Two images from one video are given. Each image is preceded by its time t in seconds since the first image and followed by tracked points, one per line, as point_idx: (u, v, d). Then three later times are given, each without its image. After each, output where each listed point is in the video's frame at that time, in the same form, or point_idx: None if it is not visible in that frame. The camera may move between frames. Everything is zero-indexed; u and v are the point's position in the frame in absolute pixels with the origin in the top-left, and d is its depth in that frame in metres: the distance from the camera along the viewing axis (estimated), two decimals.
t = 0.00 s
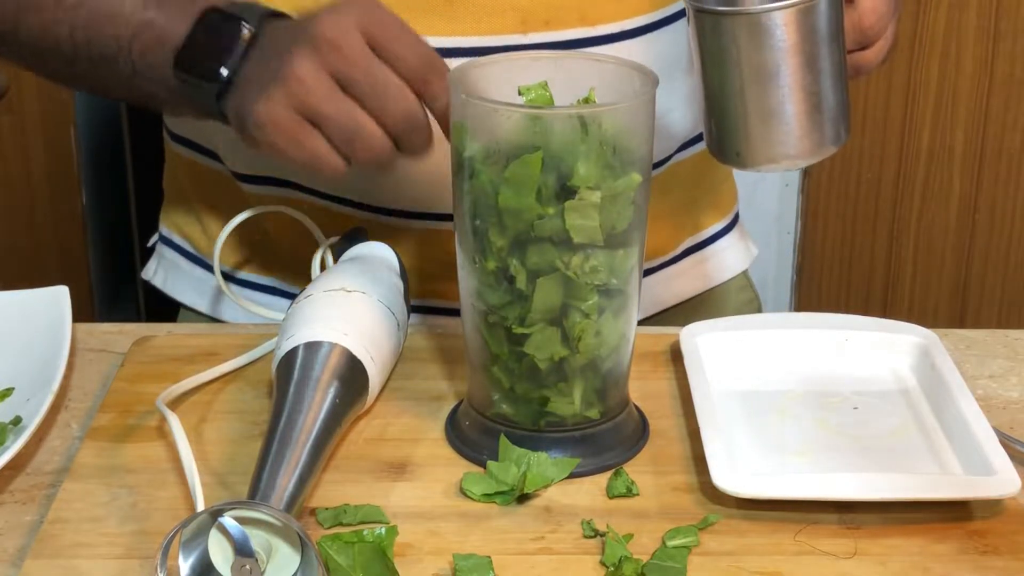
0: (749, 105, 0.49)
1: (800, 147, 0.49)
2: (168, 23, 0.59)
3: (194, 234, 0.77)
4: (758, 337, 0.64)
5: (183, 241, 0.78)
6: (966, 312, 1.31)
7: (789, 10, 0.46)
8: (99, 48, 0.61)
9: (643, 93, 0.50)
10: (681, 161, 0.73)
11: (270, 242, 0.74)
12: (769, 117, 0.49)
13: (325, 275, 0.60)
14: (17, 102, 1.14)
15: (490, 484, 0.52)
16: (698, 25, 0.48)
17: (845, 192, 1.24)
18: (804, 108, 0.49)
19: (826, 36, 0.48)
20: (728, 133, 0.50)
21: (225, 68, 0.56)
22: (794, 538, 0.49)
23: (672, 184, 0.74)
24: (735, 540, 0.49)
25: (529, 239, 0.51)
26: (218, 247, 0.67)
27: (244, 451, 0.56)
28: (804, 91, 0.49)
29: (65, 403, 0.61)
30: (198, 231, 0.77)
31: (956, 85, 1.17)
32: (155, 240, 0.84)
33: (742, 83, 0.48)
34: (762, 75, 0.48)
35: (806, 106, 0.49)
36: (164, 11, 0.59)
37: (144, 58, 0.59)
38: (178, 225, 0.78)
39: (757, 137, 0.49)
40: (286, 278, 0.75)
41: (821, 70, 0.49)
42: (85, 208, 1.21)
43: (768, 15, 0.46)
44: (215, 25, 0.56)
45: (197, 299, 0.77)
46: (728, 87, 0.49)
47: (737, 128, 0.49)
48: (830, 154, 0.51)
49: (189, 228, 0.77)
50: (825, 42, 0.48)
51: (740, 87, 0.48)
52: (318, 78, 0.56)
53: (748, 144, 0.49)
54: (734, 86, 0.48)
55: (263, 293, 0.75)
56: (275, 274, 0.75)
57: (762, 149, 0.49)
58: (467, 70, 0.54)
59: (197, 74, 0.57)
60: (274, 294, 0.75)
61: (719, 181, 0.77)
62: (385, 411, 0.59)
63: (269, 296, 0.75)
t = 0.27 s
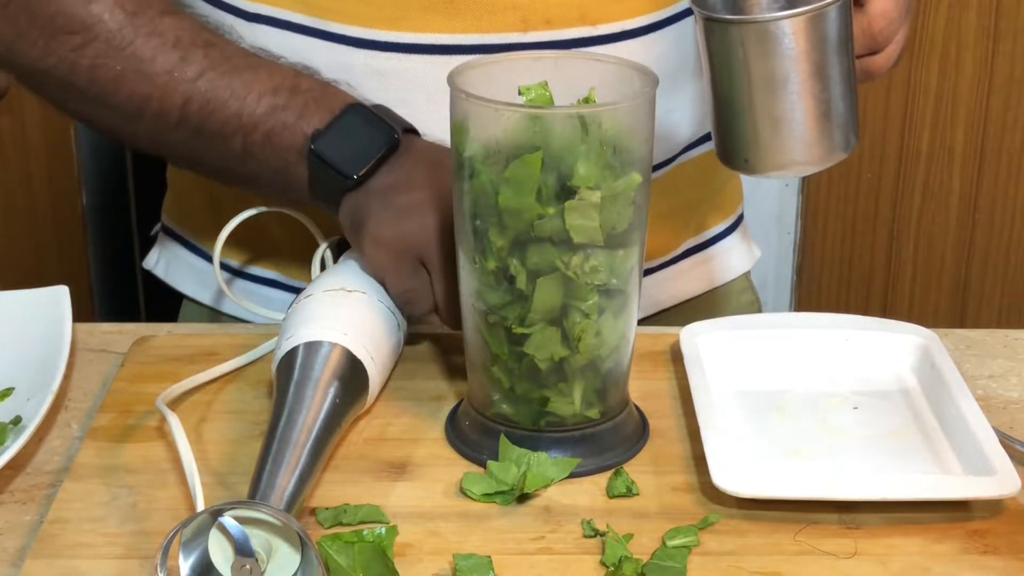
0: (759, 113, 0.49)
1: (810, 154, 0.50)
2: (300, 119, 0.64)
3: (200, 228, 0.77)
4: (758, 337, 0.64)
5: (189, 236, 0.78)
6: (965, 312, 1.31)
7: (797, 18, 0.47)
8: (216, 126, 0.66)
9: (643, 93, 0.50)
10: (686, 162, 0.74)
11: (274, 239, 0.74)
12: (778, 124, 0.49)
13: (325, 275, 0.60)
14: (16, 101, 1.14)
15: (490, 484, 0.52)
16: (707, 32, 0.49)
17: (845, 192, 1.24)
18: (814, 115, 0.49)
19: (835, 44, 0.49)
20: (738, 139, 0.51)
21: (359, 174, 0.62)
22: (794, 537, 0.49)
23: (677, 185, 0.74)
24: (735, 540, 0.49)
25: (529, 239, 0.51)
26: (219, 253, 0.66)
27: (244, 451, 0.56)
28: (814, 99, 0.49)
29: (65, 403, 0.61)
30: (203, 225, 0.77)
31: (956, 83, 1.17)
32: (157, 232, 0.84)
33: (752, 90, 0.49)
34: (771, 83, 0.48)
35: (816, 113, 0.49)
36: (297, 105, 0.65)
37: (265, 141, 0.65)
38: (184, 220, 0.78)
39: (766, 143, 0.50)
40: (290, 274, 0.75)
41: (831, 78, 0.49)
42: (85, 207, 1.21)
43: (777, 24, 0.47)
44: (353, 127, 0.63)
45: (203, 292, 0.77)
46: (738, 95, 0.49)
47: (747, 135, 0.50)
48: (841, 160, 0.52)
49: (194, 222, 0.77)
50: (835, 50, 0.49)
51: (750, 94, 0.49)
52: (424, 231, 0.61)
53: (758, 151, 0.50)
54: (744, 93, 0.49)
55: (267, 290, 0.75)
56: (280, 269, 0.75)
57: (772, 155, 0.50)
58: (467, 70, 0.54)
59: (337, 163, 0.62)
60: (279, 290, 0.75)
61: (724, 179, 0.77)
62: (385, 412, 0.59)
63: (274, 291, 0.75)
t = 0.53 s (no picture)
0: (780, 105, 0.49)
1: (832, 148, 0.50)
2: (270, 50, 0.62)
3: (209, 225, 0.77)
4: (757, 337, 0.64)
5: (198, 232, 0.78)
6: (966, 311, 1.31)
7: (823, 10, 0.47)
8: (191, 66, 0.64)
9: (643, 93, 0.50)
10: (698, 163, 0.74)
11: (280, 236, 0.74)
12: (799, 118, 0.49)
13: (325, 275, 0.60)
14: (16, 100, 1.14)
15: (490, 484, 0.52)
16: (731, 24, 0.49)
17: (845, 192, 1.23)
18: (836, 108, 0.49)
19: (859, 38, 0.48)
20: (758, 133, 0.50)
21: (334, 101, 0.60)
22: (794, 538, 0.49)
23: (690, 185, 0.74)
24: (735, 540, 0.49)
25: (529, 239, 0.51)
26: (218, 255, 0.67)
27: (244, 451, 0.56)
28: (836, 93, 0.49)
29: (65, 403, 0.61)
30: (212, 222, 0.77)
31: (955, 86, 1.17)
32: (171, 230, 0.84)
33: (774, 83, 0.48)
34: (793, 76, 0.48)
35: (838, 106, 0.49)
36: (265, 37, 0.63)
37: (239, 77, 0.63)
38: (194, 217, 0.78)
39: (787, 137, 0.49)
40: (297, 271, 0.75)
41: (854, 72, 0.49)
42: (85, 207, 1.21)
43: (801, 16, 0.46)
44: (320, 59, 0.61)
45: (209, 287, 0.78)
46: (759, 87, 0.49)
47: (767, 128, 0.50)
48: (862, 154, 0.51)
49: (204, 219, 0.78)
50: (859, 43, 0.49)
51: (772, 87, 0.49)
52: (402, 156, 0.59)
53: (780, 144, 0.50)
54: (766, 86, 0.49)
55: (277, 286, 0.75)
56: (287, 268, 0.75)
57: (793, 149, 0.50)
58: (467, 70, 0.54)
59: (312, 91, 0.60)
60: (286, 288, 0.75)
61: (735, 178, 0.77)
62: (385, 412, 0.59)
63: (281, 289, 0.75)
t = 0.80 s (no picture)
0: (811, 100, 0.50)
1: (863, 143, 0.50)
2: None
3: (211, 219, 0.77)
4: (758, 337, 0.64)
5: (203, 229, 0.77)
6: (965, 312, 1.31)
7: (853, 5, 0.47)
8: None
9: (643, 93, 0.50)
10: (704, 165, 0.73)
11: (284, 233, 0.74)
12: (831, 113, 0.50)
13: (325, 275, 0.60)
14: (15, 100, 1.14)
15: (490, 484, 0.52)
16: (763, 19, 0.50)
17: (845, 192, 1.23)
18: (867, 104, 0.50)
19: (890, 32, 0.49)
20: (789, 128, 0.51)
21: None
22: (794, 538, 0.49)
23: (695, 187, 0.74)
24: (735, 540, 0.49)
25: (529, 239, 0.51)
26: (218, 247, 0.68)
27: (245, 450, 0.56)
28: (868, 87, 0.50)
29: (65, 403, 0.61)
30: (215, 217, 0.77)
31: (955, 86, 1.17)
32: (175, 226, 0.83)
33: (805, 77, 0.49)
34: (825, 70, 0.49)
35: (869, 101, 0.50)
36: None
37: None
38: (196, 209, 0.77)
39: (817, 131, 0.50)
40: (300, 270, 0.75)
41: (885, 66, 0.50)
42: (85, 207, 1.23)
43: (831, 10, 0.47)
44: None
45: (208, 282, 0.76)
46: (792, 83, 0.50)
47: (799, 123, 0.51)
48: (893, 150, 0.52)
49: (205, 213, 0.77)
50: (890, 39, 0.49)
51: (803, 81, 0.49)
52: None
53: (810, 139, 0.50)
54: (797, 80, 0.50)
55: (285, 287, 0.75)
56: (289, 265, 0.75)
57: (824, 144, 0.50)
58: (467, 70, 0.54)
59: None
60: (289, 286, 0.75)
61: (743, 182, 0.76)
62: (385, 412, 0.59)
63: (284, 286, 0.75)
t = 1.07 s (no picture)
0: (803, 85, 0.50)
1: (858, 128, 0.50)
2: None
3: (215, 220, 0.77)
4: (758, 338, 0.64)
5: (211, 232, 0.77)
6: (965, 312, 1.31)
7: None
8: None
9: (644, 93, 0.50)
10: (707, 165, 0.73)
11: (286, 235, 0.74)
12: (824, 96, 0.49)
13: (325, 275, 0.60)
14: (16, 99, 1.10)
15: (490, 484, 0.52)
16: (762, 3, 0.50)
17: (845, 192, 1.23)
18: (863, 89, 0.49)
19: (886, 18, 0.49)
20: (785, 115, 0.51)
21: None
22: (794, 538, 0.49)
23: (699, 187, 0.74)
24: (735, 540, 0.49)
25: (529, 239, 0.51)
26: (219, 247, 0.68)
27: (245, 450, 0.56)
28: (863, 72, 0.49)
29: (65, 403, 0.61)
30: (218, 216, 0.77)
31: (956, 85, 1.17)
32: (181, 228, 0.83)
33: (799, 59, 0.49)
34: (818, 50, 0.49)
35: (864, 86, 0.49)
36: None
37: None
38: (200, 207, 0.78)
39: (813, 116, 0.50)
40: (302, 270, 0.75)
41: (882, 52, 0.50)
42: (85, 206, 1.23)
43: None
44: None
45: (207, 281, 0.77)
46: (786, 67, 0.50)
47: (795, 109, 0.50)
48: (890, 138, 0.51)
49: (208, 210, 0.77)
50: (886, 26, 0.49)
51: (796, 63, 0.50)
52: None
53: (805, 125, 0.50)
54: (792, 64, 0.50)
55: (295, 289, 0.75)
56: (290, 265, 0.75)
57: (819, 129, 0.50)
58: (466, 70, 0.54)
59: None
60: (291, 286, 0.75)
61: (747, 181, 0.76)
62: (385, 412, 0.59)
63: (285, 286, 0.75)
